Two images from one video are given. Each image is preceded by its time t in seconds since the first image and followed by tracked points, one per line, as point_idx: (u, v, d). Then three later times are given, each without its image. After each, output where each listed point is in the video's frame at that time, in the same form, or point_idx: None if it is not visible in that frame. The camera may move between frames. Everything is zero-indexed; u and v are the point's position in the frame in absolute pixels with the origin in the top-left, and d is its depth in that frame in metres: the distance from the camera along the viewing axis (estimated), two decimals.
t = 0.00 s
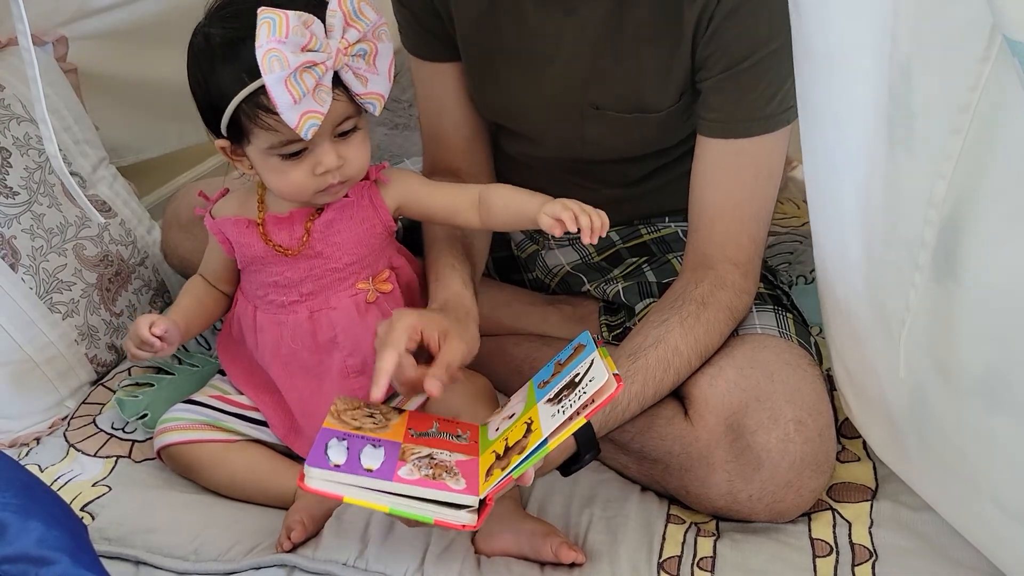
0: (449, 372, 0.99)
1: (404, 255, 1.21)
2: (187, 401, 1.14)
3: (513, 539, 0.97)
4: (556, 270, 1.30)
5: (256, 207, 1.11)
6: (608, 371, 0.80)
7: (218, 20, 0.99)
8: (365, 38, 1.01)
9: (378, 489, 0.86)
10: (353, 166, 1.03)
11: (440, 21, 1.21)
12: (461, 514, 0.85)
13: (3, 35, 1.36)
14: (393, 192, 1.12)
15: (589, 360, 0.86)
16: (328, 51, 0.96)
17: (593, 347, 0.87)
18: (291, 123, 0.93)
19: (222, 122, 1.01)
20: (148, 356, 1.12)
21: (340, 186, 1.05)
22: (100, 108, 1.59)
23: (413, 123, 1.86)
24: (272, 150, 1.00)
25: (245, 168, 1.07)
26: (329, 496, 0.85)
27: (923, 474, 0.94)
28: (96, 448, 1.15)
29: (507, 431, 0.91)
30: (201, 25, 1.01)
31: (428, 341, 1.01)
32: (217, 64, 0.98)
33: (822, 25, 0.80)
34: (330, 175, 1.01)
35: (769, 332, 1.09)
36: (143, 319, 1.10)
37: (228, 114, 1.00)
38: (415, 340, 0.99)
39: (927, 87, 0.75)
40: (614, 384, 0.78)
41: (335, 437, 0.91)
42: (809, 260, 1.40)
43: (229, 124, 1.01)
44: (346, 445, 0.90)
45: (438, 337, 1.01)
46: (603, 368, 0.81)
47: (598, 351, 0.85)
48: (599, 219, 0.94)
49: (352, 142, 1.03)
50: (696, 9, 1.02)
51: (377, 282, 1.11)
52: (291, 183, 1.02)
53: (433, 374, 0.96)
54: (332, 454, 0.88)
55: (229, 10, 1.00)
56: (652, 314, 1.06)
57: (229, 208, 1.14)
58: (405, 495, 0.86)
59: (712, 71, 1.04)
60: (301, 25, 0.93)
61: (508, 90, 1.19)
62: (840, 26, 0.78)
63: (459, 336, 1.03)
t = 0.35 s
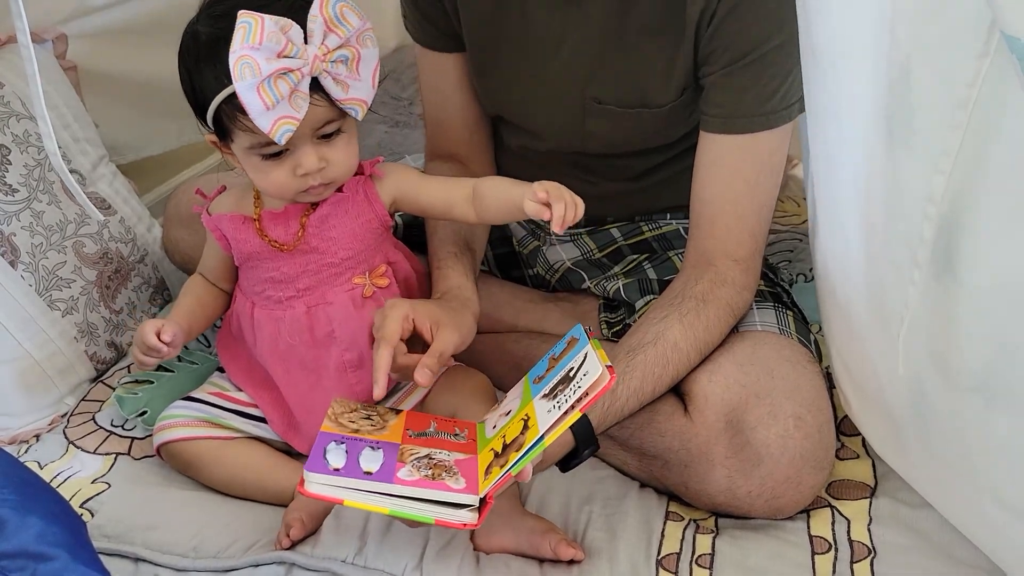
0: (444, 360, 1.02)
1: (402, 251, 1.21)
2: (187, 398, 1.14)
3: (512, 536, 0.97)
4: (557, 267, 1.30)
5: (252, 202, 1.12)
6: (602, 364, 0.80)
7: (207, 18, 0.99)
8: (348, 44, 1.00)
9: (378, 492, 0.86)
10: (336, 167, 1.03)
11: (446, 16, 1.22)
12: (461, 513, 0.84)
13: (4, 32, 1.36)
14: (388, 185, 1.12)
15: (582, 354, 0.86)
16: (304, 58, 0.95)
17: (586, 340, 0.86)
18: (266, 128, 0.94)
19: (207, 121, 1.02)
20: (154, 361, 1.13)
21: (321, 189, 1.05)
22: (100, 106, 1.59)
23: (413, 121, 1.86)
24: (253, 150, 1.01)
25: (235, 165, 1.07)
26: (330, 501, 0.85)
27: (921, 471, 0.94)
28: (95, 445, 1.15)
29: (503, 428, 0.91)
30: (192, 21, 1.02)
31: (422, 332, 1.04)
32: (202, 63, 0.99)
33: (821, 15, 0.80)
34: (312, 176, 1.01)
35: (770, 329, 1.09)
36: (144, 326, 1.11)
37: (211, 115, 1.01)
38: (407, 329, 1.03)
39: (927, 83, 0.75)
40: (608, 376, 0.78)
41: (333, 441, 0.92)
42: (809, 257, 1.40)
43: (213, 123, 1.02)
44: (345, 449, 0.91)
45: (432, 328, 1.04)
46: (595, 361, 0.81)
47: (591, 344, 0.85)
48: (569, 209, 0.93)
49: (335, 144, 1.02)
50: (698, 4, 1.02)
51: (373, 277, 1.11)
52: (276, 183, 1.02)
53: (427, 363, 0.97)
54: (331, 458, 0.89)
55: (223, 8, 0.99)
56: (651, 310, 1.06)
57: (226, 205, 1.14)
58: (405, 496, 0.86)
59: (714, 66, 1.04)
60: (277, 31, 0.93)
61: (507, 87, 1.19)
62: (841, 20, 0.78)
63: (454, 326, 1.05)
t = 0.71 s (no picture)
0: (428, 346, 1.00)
1: (404, 247, 1.21)
2: (189, 395, 1.14)
3: (513, 534, 0.97)
4: (558, 265, 1.30)
5: (253, 198, 1.12)
6: (599, 359, 0.80)
7: (206, 17, 0.99)
8: (345, 47, 1.00)
9: (375, 485, 0.86)
10: (332, 167, 1.02)
11: (447, 13, 1.22)
12: (460, 508, 0.84)
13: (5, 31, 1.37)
14: (388, 181, 1.11)
15: (580, 350, 0.86)
16: (300, 61, 0.95)
17: (584, 336, 0.86)
18: (261, 131, 0.94)
19: (205, 119, 1.02)
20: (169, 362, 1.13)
21: (319, 187, 1.04)
22: (102, 104, 1.59)
23: (415, 120, 1.86)
24: (250, 149, 1.01)
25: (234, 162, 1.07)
26: (326, 494, 0.85)
27: (923, 469, 0.94)
28: (97, 443, 1.15)
29: (502, 424, 0.91)
30: (191, 18, 1.01)
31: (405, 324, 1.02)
32: (199, 62, 0.99)
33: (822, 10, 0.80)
34: (308, 176, 1.01)
35: (771, 327, 1.09)
36: (159, 329, 1.11)
37: (208, 114, 1.01)
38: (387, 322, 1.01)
39: (926, 82, 0.75)
40: (605, 371, 0.78)
41: (332, 435, 0.92)
42: (811, 256, 1.40)
43: (211, 121, 1.02)
44: (343, 443, 0.91)
45: (415, 318, 1.02)
46: (592, 356, 0.81)
47: (589, 341, 0.85)
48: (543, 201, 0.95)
49: (333, 145, 1.02)
50: (699, 3, 1.03)
51: (374, 272, 1.11)
52: (274, 182, 1.02)
53: (408, 346, 0.97)
54: (329, 452, 0.89)
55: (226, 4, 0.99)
56: (652, 309, 1.05)
57: (227, 200, 1.14)
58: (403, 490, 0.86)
59: (715, 64, 1.04)
60: (272, 35, 0.93)
61: (509, 85, 1.19)
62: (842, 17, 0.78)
63: (441, 315, 1.03)
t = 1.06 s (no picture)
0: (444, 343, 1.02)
1: (405, 243, 1.21)
2: (191, 391, 1.14)
3: (516, 531, 0.97)
4: (560, 261, 1.29)
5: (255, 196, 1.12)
6: (603, 357, 0.80)
7: (207, 15, 0.99)
8: (345, 48, 0.99)
9: (381, 486, 0.86)
10: (332, 167, 1.02)
11: (450, 10, 1.21)
12: (466, 509, 0.84)
13: (7, 27, 1.36)
14: (390, 177, 1.11)
15: (583, 347, 0.85)
16: (299, 63, 0.95)
17: (587, 333, 0.86)
18: (261, 133, 0.94)
19: (206, 116, 1.02)
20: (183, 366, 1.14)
21: (320, 185, 1.04)
22: (104, 100, 1.59)
23: (417, 117, 1.86)
24: (250, 148, 1.01)
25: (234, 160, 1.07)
26: (332, 496, 0.86)
27: (926, 466, 0.94)
28: (100, 440, 1.15)
29: (507, 423, 0.91)
30: (192, 17, 1.01)
31: (422, 326, 1.03)
32: (199, 61, 0.99)
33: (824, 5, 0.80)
34: (308, 176, 1.01)
35: (774, 324, 1.09)
36: (179, 340, 1.11)
37: (209, 114, 1.01)
38: (403, 325, 1.02)
39: (931, 77, 0.75)
40: (609, 368, 0.77)
41: (337, 436, 0.92)
42: (813, 253, 1.40)
43: (212, 120, 1.02)
44: (348, 444, 0.90)
45: (430, 318, 1.04)
46: (596, 354, 0.81)
47: (592, 337, 0.85)
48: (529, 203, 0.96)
49: (333, 145, 1.02)
50: None
51: (376, 268, 1.11)
52: (274, 181, 1.02)
53: (427, 342, 1.00)
54: (335, 453, 0.89)
55: None
56: (655, 306, 1.05)
57: (229, 197, 1.14)
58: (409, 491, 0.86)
59: (717, 59, 1.04)
60: (272, 38, 0.93)
61: (511, 82, 1.19)
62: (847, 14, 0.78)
63: (454, 314, 1.06)
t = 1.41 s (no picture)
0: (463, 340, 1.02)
1: (404, 241, 1.21)
2: (191, 390, 1.14)
3: (517, 529, 0.96)
4: (563, 259, 1.29)
5: (255, 195, 1.11)
6: (613, 356, 0.79)
7: (208, 16, 0.98)
8: (349, 55, 0.99)
9: (391, 488, 0.85)
10: (335, 170, 1.02)
11: (457, 8, 1.21)
12: (478, 510, 0.85)
13: (8, 24, 1.36)
14: (391, 177, 1.11)
15: (591, 346, 0.85)
16: (304, 72, 0.94)
17: (594, 331, 0.86)
18: (264, 141, 0.94)
19: (206, 117, 1.02)
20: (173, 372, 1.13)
21: (320, 189, 1.04)
22: (105, 98, 1.59)
23: (418, 114, 1.86)
24: (252, 151, 1.01)
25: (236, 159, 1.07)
26: (343, 499, 0.84)
27: (928, 463, 0.94)
28: (101, 437, 1.15)
29: (515, 423, 0.91)
30: (193, 16, 1.01)
31: (439, 317, 1.04)
32: (201, 64, 0.98)
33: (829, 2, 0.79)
34: (310, 179, 1.01)
35: (776, 320, 1.09)
36: (173, 348, 1.12)
37: (210, 116, 1.01)
38: (421, 311, 1.03)
39: (935, 72, 0.75)
40: (620, 367, 0.77)
41: (344, 439, 0.91)
42: (815, 250, 1.40)
43: (213, 122, 1.02)
44: (356, 446, 0.90)
45: (449, 312, 1.04)
46: (606, 354, 0.81)
47: (600, 336, 0.85)
48: (499, 211, 0.96)
49: (337, 149, 1.02)
50: None
51: (376, 268, 1.11)
52: (275, 183, 1.02)
53: (449, 335, 0.99)
54: (343, 457, 0.88)
55: None
56: (658, 303, 1.05)
57: (229, 196, 1.13)
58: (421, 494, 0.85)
59: (721, 56, 1.04)
60: (278, 46, 0.92)
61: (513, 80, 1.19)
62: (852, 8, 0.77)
63: (469, 310, 1.06)
